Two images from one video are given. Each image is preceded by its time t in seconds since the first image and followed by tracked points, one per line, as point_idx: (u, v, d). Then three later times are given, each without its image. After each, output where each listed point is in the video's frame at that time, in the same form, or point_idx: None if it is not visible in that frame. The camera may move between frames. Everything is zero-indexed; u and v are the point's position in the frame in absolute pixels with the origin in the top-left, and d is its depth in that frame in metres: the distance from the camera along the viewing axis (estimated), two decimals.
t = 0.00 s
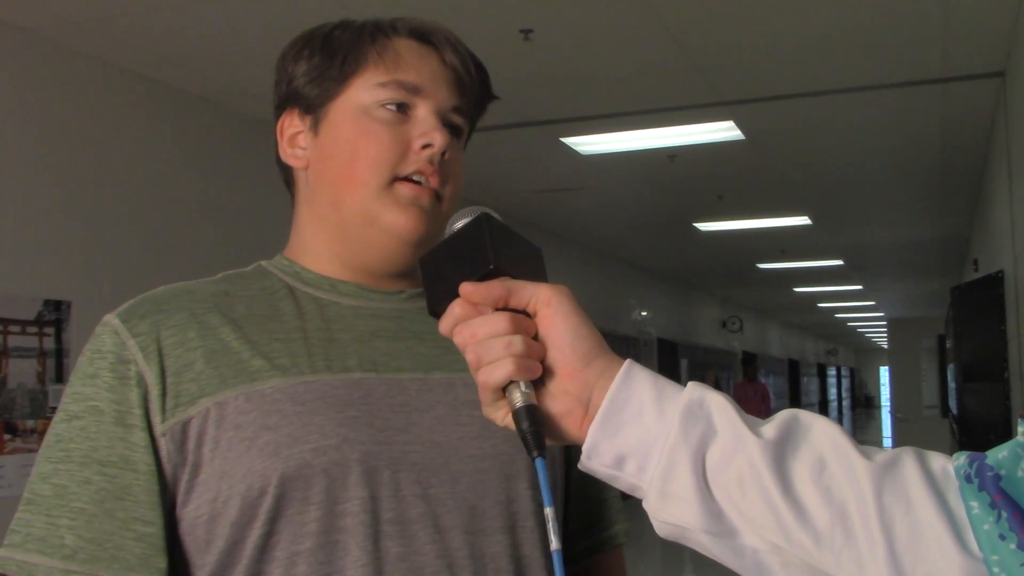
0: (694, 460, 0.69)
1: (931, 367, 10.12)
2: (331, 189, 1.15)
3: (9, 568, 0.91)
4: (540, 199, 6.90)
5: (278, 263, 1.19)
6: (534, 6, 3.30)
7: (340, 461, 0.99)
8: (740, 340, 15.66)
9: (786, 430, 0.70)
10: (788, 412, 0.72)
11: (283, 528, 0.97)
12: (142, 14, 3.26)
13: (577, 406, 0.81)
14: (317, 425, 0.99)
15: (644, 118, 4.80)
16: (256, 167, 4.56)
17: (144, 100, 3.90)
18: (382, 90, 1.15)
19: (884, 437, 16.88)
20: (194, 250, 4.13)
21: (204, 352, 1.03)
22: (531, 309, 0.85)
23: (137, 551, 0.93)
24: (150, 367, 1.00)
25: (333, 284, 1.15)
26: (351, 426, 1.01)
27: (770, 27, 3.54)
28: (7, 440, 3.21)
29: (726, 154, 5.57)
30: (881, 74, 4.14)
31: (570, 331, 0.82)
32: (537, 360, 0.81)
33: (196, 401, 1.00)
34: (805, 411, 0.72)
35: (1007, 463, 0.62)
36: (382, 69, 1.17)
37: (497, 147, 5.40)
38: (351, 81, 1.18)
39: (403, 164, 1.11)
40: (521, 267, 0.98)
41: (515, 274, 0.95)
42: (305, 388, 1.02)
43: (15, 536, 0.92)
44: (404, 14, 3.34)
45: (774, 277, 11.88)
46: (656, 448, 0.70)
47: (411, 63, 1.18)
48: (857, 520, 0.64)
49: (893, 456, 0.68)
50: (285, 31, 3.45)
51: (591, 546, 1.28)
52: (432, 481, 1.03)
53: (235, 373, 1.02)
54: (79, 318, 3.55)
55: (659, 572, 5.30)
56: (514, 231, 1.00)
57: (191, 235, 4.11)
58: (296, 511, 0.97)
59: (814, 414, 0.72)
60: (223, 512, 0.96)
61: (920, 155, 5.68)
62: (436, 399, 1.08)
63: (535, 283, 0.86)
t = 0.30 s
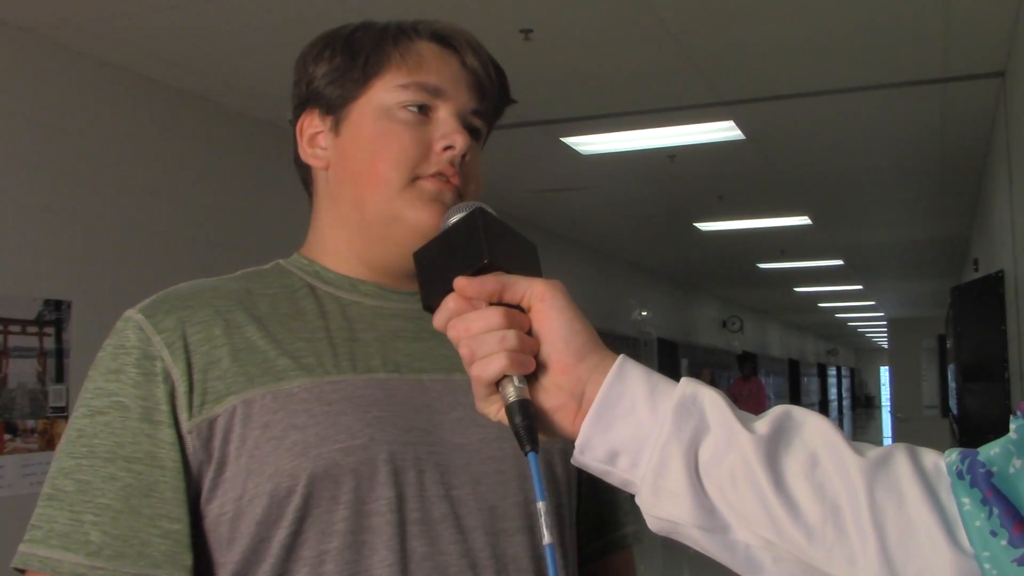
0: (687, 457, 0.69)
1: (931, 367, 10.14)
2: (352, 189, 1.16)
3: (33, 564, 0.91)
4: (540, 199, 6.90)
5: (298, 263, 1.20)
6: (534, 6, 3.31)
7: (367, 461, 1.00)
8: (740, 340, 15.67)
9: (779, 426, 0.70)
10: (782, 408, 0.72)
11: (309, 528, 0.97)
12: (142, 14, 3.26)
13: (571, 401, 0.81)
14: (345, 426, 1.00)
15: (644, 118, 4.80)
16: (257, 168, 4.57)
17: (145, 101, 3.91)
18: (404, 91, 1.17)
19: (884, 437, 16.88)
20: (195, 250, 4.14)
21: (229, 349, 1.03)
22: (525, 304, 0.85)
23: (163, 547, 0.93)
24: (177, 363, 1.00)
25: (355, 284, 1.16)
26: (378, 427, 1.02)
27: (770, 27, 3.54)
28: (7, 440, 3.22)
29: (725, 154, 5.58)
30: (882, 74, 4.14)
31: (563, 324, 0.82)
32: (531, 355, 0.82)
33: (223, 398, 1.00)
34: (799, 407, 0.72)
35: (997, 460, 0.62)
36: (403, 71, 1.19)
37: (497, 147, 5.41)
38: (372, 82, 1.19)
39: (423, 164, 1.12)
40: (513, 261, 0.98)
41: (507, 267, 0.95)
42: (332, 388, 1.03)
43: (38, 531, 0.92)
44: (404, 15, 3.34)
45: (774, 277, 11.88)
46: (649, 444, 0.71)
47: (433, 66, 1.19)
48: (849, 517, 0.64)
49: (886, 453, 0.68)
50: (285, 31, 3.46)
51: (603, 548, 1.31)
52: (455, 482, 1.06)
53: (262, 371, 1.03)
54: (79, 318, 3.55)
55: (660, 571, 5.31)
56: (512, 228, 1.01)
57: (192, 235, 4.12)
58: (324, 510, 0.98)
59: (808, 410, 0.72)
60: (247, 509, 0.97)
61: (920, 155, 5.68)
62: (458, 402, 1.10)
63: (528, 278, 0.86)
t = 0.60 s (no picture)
0: (684, 452, 0.69)
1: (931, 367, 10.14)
2: (371, 188, 1.17)
3: (57, 561, 0.90)
4: (541, 199, 6.90)
5: (312, 260, 1.20)
6: (534, 7, 3.31)
7: (396, 461, 1.00)
8: (740, 340, 15.67)
9: (774, 422, 0.70)
10: (777, 405, 0.73)
11: (338, 528, 0.97)
12: (142, 14, 3.26)
13: (567, 398, 0.81)
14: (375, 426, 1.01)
15: (644, 118, 4.80)
16: (257, 168, 4.57)
17: (145, 101, 3.91)
18: (423, 91, 1.18)
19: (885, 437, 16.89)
20: (196, 250, 4.14)
21: (256, 348, 1.03)
22: (523, 301, 0.85)
23: (189, 544, 0.93)
24: (204, 359, 0.99)
25: (372, 282, 1.17)
26: (405, 427, 1.03)
27: (769, 27, 3.54)
28: (7, 440, 3.22)
29: (726, 154, 5.58)
30: (882, 74, 4.14)
31: (561, 322, 0.83)
32: (528, 351, 0.81)
33: (251, 396, 1.00)
34: (794, 404, 0.73)
35: (990, 457, 0.62)
36: (423, 71, 1.20)
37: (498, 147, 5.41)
38: (391, 81, 1.21)
39: (444, 164, 1.15)
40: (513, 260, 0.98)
41: (504, 263, 0.95)
42: (359, 388, 1.03)
43: (60, 527, 0.91)
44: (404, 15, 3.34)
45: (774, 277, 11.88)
46: (645, 439, 0.71)
47: (452, 67, 1.22)
48: (842, 511, 0.64)
49: (880, 449, 0.68)
50: (286, 31, 3.45)
51: (606, 546, 1.31)
52: (477, 482, 1.07)
53: (290, 370, 1.03)
54: (80, 318, 3.55)
55: (661, 571, 5.32)
56: (510, 225, 1.01)
57: (192, 236, 4.12)
58: (355, 509, 0.98)
59: (804, 407, 0.72)
60: (273, 508, 0.97)
61: (920, 155, 5.68)
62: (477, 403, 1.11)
63: (526, 275, 0.86)
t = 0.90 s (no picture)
0: (689, 449, 0.69)
1: (932, 367, 10.15)
2: (380, 190, 1.18)
3: (75, 565, 0.89)
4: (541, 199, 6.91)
5: (320, 261, 1.20)
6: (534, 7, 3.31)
7: (417, 459, 1.01)
8: (741, 340, 15.67)
9: (778, 420, 0.71)
10: (781, 403, 0.73)
11: (361, 527, 0.98)
12: (141, 13, 3.26)
13: (573, 393, 0.82)
14: (395, 425, 1.02)
15: (644, 118, 4.80)
16: (257, 168, 4.57)
17: (145, 101, 3.91)
18: (432, 96, 1.19)
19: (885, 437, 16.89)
20: (196, 249, 4.14)
21: (274, 347, 1.03)
22: (532, 298, 0.85)
23: (210, 546, 0.92)
24: (222, 359, 0.99)
25: (380, 283, 1.17)
26: (424, 425, 1.03)
27: (769, 27, 3.55)
28: (8, 440, 3.22)
29: (726, 153, 5.58)
30: (881, 74, 4.15)
31: (567, 319, 0.83)
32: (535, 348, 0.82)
33: (271, 395, 1.00)
34: (798, 402, 0.73)
35: (992, 456, 0.62)
36: (432, 76, 1.21)
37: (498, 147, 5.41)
38: (400, 85, 1.21)
39: (452, 169, 1.16)
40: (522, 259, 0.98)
41: (512, 261, 0.96)
42: (377, 386, 1.04)
43: (77, 530, 0.90)
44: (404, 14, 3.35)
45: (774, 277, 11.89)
46: (650, 437, 0.71)
47: (460, 72, 1.22)
48: (845, 508, 0.65)
49: (882, 446, 0.69)
50: (286, 31, 3.46)
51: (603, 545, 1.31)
52: (493, 481, 1.08)
53: (308, 370, 1.03)
54: (80, 318, 3.55)
55: (661, 571, 5.32)
56: (520, 223, 1.01)
57: (193, 236, 4.12)
58: (378, 507, 0.99)
59: (806, 406, 0.73)
60: (295, 508, 0.97)
61: (919, 155, 5.68)
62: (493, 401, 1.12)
63: (535, 273, 0.86)
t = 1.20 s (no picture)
0: (694, 457, 0.69)
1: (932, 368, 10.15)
2: (386, 191, 1.18)
3: None
4: (540, 199, 6.91)
5: (328, 266, 1.19)
6: (534, 7, 3.31)
7: (441, 463, 1.02)
8: (740, 340, 15.68)
9: (782, 428, 0.70)
10: (785, 410, 0.73)
11: (388, 532, 0.98)
12: (139, 13, 3.26)
13: (580, 403, 0.81)
14: (418, 429, 1.02)
15: (644, 118, 4.80)
16: (258, 168, 4.58)
17: (145, 101, 3.91)
18: (437, 95, 1.19)
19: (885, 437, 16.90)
20: (196, 250, 4.15)
21: (293, 355, 1.03)
22: (537, 308, 0.85)
23: (235, 557, 0.91)
24: (240, 366, 0.98)
25: (390, 287, 1.17)
26: (446, 429, 1.04)
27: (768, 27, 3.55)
28: (8, 440, 3.23)
29: (726, 154, 5.58)
30: (881, 74, 4.15)
31: (574, 329, 0.83)
32: (541, 358, 0.82)
33: (291, 402, 0.99)
34: (802, 409, 0.73)
35: (995, 461, 0.62)
36: (436, 76, 1.21)
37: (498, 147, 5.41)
38: (404, 85, 1.21)
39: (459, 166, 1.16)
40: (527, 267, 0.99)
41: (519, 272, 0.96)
42: (396, 391, 1.04)
43: (97, 545, 0.89)
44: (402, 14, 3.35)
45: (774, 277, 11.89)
46: (655, 444, 0.71)
47: (464, 72, 1.22)
48: (850, 515, 0.65)
49: (887, 453, 0.69)
50: (285, 31, 3.46)
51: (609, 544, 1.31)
52: (513, 481, 1.10)
53: (328, 376, 1.03)
54: (80, 318, 3.55)
55: (661, 570, 5.33)
56: (524, 234, 1.01)
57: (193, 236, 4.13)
58: (404, 512, 0.99)
59: (810, 412, 0.73)
60: (321, 515, 0.97)
61: (919, 155, 5.68)
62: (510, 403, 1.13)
63: (540, 283, 0.87)
